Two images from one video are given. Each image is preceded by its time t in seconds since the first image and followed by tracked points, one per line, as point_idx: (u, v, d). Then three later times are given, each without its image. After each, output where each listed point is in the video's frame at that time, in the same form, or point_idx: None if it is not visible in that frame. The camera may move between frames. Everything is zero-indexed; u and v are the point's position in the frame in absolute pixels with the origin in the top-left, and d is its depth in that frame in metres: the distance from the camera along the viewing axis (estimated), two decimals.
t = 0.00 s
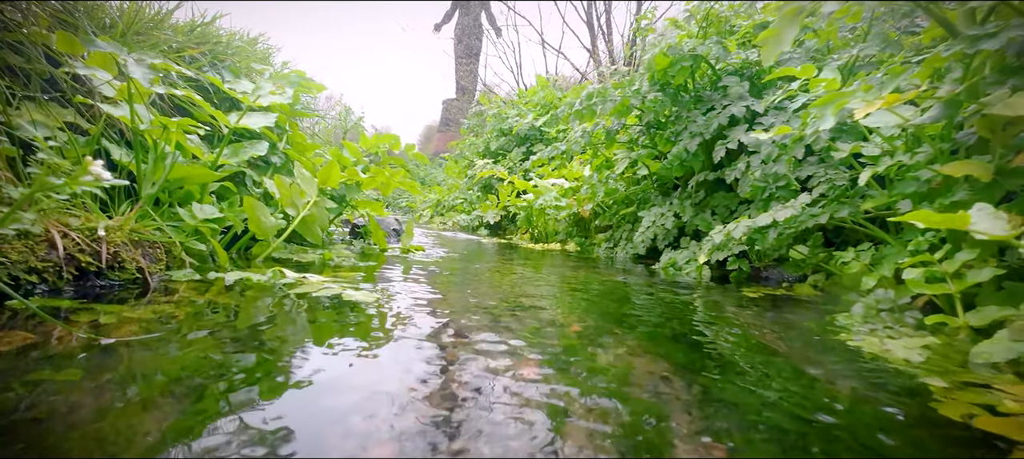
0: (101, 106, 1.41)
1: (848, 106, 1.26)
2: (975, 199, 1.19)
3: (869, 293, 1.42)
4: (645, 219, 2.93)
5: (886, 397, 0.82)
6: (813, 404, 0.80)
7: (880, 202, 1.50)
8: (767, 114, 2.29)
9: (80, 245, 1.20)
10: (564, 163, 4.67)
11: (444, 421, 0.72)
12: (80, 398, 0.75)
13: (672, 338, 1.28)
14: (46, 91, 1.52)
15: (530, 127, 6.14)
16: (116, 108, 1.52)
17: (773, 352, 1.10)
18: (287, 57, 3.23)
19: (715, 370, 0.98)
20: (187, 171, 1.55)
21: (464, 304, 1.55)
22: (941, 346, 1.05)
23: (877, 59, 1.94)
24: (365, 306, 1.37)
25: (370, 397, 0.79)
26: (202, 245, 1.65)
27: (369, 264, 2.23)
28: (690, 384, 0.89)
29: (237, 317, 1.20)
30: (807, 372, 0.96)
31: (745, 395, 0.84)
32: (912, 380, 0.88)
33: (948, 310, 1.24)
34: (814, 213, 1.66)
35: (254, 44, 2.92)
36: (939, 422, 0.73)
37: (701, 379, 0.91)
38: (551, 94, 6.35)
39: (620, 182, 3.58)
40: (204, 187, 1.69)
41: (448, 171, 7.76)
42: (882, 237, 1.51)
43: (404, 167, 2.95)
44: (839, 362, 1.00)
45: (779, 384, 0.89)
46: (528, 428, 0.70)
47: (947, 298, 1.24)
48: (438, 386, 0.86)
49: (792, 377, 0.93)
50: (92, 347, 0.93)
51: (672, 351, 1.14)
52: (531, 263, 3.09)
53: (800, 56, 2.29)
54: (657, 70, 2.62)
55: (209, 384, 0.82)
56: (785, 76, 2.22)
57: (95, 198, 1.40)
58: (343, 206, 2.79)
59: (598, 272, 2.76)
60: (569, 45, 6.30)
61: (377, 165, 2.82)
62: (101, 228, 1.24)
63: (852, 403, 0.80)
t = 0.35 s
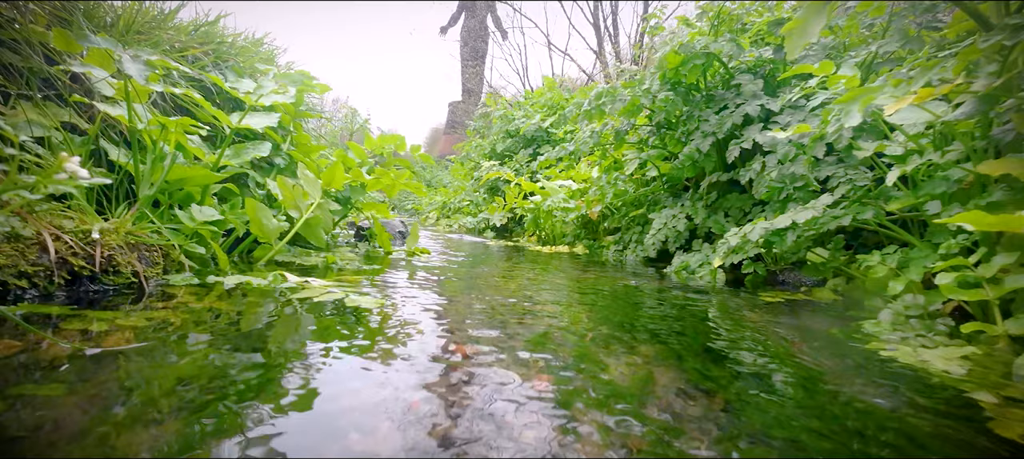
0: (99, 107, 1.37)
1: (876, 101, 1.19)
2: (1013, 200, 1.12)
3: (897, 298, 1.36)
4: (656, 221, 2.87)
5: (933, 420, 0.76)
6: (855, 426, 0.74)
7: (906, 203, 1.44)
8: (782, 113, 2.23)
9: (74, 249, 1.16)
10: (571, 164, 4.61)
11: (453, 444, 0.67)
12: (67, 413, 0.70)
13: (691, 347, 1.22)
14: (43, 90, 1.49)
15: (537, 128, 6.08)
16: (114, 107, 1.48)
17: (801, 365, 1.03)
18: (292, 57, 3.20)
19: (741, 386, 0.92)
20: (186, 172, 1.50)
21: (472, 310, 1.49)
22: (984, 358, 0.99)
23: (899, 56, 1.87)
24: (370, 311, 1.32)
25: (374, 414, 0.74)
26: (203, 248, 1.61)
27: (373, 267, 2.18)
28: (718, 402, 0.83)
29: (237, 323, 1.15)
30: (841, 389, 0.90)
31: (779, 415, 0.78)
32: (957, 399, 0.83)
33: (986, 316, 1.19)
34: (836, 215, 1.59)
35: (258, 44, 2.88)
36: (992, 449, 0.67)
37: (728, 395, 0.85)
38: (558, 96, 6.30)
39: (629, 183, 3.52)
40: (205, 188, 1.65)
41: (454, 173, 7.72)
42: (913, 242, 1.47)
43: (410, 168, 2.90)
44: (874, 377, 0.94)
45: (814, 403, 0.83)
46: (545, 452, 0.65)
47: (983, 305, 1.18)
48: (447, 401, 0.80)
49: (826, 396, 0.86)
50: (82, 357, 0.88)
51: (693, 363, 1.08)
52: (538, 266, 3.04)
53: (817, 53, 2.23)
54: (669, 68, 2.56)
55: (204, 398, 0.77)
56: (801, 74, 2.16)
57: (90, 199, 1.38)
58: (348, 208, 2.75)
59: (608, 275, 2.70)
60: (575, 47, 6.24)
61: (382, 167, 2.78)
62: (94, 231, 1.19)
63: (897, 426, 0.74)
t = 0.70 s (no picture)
0: (98, 106, 1.33)
1: (906, 95, 1.13)
2: None
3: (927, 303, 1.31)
4: (667, 223, 2.81)
5: (986, 448, 0.71)
6: (902, 452, 0.68)
7: (934, 204, 1.39)
8: (798, 111, 2.17)
9: (69, 252, 1.12)
10: (579, 165, 4.56)
11: None
12: (53, 431, 0.65)
13: (713, 357, 1.16)
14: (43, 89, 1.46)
15: (543, 129, 6.03)
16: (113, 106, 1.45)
17: (832, 379, 0.97)
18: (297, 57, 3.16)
19: (773, 403, 0.86)
20: (188, 172, 1.46)
21: (481, 315, 1.44)
22: None
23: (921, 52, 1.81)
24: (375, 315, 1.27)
25: (382, 432, 0.69)
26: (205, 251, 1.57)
27: (380, 270, 2.14)
28: (750, 422, 0.78)
29: (238, 329, 1.11)
30: (882, 409, 0.84)
31: (819, 439, 0.72)
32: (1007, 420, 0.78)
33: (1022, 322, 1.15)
34: (860, 216, 1.52)
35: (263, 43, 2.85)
36: None
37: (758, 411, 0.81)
38: (565, 97, 6.25)
39: (638, 184, 3.47)
40: (207, 189, 1.61)
41: (460, 174, 7.68)
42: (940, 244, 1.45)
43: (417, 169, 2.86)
44: (914, 395, 0.88)
45: (854, 425, 0.77)
46: None
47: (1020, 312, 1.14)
48: (460, 418, 0.75)
49: (867, 417, 0.80)
50: (74, 366, 0.84)
51: (717, 374, 1.02)
52: (547, 268, 2.99)
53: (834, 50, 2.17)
54: (681, 65, 2.50)
55: (201, 412, 0.72)
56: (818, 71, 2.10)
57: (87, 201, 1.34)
58: (353, 210, 2.71)
59: (618, 277, 2.65)
60: (582, 47, 6.19)
61: (388, 167, 2.73)
62: (91, 233, 1.15)
63: (949, 452, 0.69)
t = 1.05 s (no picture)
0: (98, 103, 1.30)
1: (938, 89, 1.08)
2: None
3: (960, 308, 1.28)
4: (678, 224, 2.76)
5: None
6: None
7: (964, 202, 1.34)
8: (815, 108, 2.11)
9: (66, 253, 1.08)
10: (587, 165, 4.51)
11: None
12: (45, 443, 0.62)
13: (735, 364, 1.11)
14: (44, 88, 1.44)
15: (551, 129, 5.99)
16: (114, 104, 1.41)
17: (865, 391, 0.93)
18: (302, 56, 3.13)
19: (806, 419, 0.81)
20: (188, 171, 1.42)
21: (491, 319, 1.40)
22: None
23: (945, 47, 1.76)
24: (382, 318, 1.23)
25: (388, 442, 0.65)
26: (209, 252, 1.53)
27: (386, 272, 2.10)
28: (784, 438, 0.73)
29: (241, 333, 1.07)
30: (922, 430, 0.79)
31: None
32: None
33: None
34: (885, 215, 1.46)
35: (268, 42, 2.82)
36: None
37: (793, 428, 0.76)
38: (572, 97, 6.21)
39: (648, 184, 3.42)
40: (211, 189, 1.58)
41: (467, 175, 7.64)
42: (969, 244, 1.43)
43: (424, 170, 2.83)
44: (956, 414, 0.84)
45: (897, 448, 0.72)
46: None
47: None
48: (471, 428, 0.71)
49: (909, 440, 0.75)
50: (68, 374, 0.80)
51: (742, 384, 0.97)
52: (556, 270, 2.95)
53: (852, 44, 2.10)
54: (694, 61, 2.44)
55: (202, 425, 0.68)
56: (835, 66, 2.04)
57: (86, 202, 1.31)
58: (359, 210, 2.67)
59: (629, 279, 2.60)
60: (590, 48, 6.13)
61: (395, 168, 2.70)
62: (88, 234, 1.12)
63: None
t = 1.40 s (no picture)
0: (100, 100, 1.27)
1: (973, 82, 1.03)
2: None
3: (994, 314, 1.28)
4: (690, 224, 2.70)
5: None
6: None
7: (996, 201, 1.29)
8: (833, 104, 2.08)
9: (64, 254, 1.05)
10: (595, 165, 4.46)
11: None
12: (43, 455, 0.58)
13: (760, 372, 1.06)
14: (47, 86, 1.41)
15: (559, 128, 5.95)
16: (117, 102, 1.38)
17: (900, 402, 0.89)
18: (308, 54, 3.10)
19: (846, 434, 0.77)
20: (191, 170, 1.39)
21: (502, 322, 1.36)
22: None
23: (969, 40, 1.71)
24: (391, 322, 1.19)
25: (398, 455, 0.61)
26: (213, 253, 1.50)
27: (393, 273, 2.06)
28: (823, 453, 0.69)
29: (245, 336, 1.03)
30: (970, 448, 0.74)
31: None
32: None
33: None
34: (912, 214, 1.41)
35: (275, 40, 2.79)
36: None
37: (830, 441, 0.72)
38: (579, 96, 6.17)
39: (658, 183, 3.37)
40: (215, 189, 1.55)
41: (473, 175, 7.61)
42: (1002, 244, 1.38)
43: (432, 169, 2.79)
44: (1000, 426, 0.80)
45: None
46: None
47: None
48: (486, 438, 0.68)
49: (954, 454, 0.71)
50: (63, 381, 0.76)
51: (771, 394, 0.92)
52: (565, 271, 2.90)
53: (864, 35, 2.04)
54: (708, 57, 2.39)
55: (205, 437, 0.64)
56: (852, 62, 2.00)
57: (87, 202, 1.28)
58: (366, 211, 2.64)
59: (640, 280, 2.55)
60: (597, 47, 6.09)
61: (402, 167, 2.66)
62: (87, 235, 1.08)
63: None
